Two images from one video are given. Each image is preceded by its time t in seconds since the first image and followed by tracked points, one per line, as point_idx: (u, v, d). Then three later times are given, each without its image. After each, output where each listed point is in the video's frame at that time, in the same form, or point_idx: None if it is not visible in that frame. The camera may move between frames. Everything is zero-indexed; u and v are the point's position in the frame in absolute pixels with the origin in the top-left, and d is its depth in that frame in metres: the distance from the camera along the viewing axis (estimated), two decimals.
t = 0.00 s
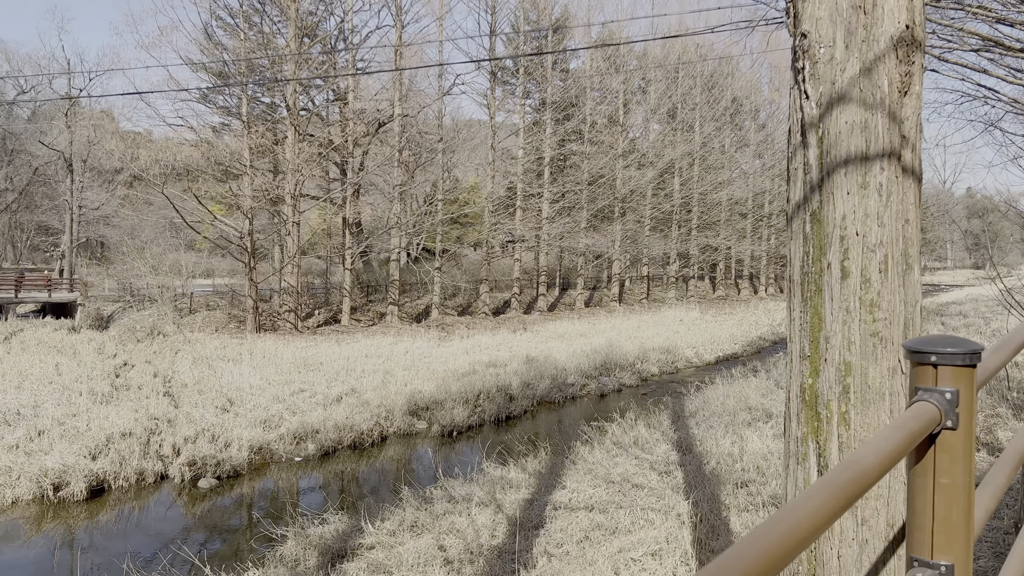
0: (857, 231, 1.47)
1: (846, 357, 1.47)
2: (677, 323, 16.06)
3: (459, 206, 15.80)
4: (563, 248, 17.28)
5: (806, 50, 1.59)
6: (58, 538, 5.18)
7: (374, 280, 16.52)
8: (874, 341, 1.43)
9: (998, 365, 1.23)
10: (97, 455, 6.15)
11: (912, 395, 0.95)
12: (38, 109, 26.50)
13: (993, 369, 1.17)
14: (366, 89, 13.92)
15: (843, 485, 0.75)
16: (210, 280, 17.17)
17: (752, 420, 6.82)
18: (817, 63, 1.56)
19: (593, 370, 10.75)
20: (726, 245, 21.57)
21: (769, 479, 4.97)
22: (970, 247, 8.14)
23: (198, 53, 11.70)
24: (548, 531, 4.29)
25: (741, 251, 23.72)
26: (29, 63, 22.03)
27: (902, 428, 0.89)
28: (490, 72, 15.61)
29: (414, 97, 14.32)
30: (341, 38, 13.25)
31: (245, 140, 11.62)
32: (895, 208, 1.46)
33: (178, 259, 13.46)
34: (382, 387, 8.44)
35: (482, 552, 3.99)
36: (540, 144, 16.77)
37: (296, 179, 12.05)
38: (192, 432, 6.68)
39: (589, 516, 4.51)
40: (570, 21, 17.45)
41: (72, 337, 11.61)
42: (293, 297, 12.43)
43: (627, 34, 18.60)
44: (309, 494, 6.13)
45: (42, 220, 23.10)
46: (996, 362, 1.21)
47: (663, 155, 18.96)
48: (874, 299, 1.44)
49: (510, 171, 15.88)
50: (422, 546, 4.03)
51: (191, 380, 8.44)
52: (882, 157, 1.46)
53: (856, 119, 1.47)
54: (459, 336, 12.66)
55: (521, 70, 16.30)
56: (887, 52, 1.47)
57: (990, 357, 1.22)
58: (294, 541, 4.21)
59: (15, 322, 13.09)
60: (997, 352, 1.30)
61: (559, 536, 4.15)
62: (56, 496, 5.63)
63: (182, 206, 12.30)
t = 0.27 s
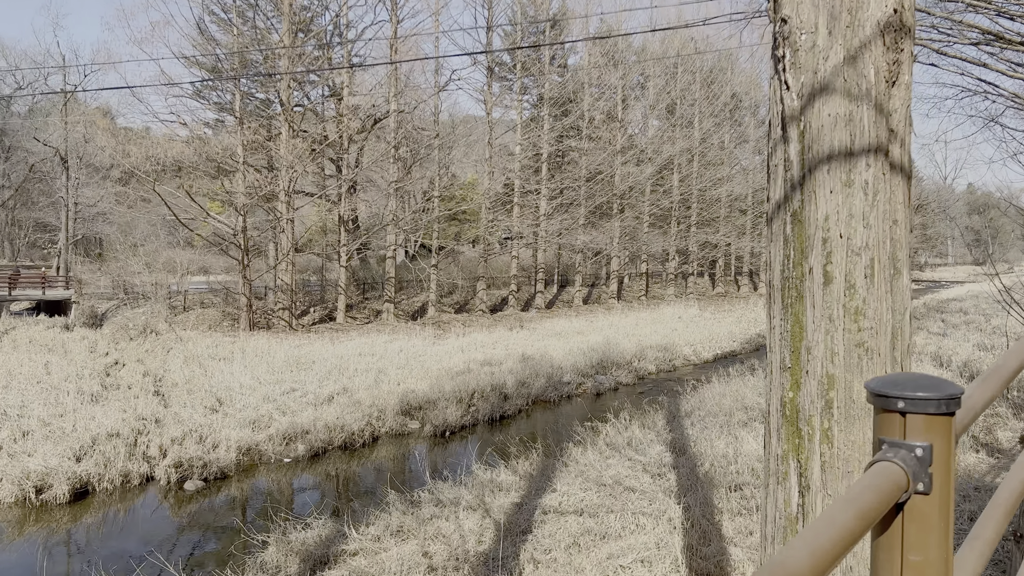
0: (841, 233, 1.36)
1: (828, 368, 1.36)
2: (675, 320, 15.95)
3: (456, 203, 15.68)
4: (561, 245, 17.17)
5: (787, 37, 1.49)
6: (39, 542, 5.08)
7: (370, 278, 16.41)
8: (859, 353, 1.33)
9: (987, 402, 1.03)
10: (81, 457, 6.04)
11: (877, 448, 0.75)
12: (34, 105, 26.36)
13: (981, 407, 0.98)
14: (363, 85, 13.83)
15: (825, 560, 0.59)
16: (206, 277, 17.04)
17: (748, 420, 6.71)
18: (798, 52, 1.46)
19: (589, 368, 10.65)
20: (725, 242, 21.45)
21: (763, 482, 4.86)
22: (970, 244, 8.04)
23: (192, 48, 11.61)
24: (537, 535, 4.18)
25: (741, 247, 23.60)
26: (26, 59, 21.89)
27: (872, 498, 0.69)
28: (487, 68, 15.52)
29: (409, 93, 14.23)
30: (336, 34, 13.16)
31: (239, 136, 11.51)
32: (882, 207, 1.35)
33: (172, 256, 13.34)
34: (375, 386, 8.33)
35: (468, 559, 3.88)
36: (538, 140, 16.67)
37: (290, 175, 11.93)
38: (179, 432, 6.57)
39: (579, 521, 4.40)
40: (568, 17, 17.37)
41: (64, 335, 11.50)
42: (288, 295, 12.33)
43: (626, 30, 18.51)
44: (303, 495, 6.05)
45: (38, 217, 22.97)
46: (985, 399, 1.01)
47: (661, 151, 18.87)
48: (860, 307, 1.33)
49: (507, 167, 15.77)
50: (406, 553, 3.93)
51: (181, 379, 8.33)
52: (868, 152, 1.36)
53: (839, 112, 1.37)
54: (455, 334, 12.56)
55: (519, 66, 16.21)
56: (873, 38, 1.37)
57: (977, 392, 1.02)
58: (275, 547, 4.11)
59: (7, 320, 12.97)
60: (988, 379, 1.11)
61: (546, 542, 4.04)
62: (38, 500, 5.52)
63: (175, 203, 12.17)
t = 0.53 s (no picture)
0: (817, 239, 1.34)
1: (803, 385, 1.35)
2: (673, 320, 15.88)
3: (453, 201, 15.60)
4: (559, 244, 17.09)
5: (760, 27, 1.48)
6: (20, 546, 4.98)
7: (366, 277, 16.32)
8: (836, 368, 1.31)
9: (931, 480, 0.86)
10: (65, 460, 5.95)
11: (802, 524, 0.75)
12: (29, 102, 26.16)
13: (918, 488, 0.81)
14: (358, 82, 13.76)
15: None
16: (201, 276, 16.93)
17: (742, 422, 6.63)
18: (772, 42, 1.45)
19: (585, 368, 10.57)
20: (724, 241, 21.36)
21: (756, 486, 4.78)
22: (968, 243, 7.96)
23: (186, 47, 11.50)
24: (524, 542, 4.10)
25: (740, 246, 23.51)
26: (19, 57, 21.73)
27: None
28: (484, 65, 15.44)
29: (405, 91, 14.14)
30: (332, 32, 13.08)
31: (231, 134, 11.42)
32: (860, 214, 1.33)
33: (167, 256, 13.24)
34: (367, 387, 8.25)
35: (453, 566, 3.80)
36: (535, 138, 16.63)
37: (284, 174, 11.83)
38: (166, 434, 6.49)
39: (566, 527, 4.30)
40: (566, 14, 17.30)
41: (56, 334, 11.40)
42: (282, 295, 12.24)
43: (624, 27, 18.44)
44: (297, 496, 5.98)
45: (32, 216, 22.80)
46: (925, 475, 0.84)
47: (660, 149, 18.78)
48: (837, 320, 1.32)
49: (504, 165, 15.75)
50: (389, 561, 3.85)
51: (172, 380, 8.25)
52: (845, 151, 1.34)
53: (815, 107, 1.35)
54: (451, 333, 12.48)
55: (516, 63, 16.13)
56: (852, 28, 1.35)
57: (915, 468, 0.85)
58: (255, 554, 4.02)
59: None
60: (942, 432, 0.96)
61: (532, 549, 3.94)
62: (20, 503, 5.42)
63: (168, 201, 12.07)
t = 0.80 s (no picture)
0: (780, 246, 1.49)
1: (764, 400, 1.50)
2: (671, 320, 15.79)
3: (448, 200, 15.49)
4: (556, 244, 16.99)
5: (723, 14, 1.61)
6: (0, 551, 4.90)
7: (360, 276, 16.18)
8: (800, 383, 1.46)
9: (839, 556, 0.64)
10: (47, 463, 5.86)
11: None
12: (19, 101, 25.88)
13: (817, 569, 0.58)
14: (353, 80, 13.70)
15: None
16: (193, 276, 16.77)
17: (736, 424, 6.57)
18: (734, 30, 1.58)
19: (579, 369, 10.49)
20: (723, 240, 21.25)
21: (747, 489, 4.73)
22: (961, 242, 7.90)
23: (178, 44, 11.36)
24: (507, 549, 4.01)
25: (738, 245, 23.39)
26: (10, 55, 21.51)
27: None
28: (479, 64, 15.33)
29: (400, 89, 14.05)
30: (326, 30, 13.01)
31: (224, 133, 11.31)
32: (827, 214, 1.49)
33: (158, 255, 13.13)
34: (358, 388, 8.18)
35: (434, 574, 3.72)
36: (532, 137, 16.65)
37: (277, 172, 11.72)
38: (152, 436, 6.41)
39: (552, 534, 4.21)
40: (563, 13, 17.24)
41: (45, 335, 11.24)
42: (275, 295, 12.12)
43: (622, 25, 18.40)
44: (291, 499, 5.95)
45: (22, 216, 22.53)
46: (832, 553, 0.62)
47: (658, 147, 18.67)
48: (801, 332, 1.47)
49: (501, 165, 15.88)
50: (369, 568, 3.77)
51: (160, 381, 8.15)
52: (810, 148, 1.49)
53: (780, 100, 1.50)
54: (446, 334, 12.37)
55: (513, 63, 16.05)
56: (817, 14, 1.50)
57: (820, 542, 0.63)
58: (232, 563, 3.93)
59: None
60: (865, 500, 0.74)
61: (515, 558, 3.85)
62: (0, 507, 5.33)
63: (158, 200, 11.96)
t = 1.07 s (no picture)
0: (743, 262, 1.36)
1: (725, 431, 1.37)
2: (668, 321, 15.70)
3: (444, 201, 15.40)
4: (552, 244, 16.89)
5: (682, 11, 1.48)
6: None
7: (356, 278, 16.09)
8: (765, 415, 1.32)
9: None
10: (30, 469, 5.77)
11: None
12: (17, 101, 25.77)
13: None
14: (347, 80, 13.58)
15: None
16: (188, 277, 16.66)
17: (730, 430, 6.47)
18: (693, 25, 1.44)
19: (575, 372, 10.39)
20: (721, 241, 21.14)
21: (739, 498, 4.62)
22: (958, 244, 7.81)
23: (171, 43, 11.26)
24: (492, 560, 3.93)
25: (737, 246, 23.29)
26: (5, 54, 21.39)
27: None
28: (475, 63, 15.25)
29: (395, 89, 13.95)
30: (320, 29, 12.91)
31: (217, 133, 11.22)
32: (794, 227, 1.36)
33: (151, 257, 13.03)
34: (349, 392, 8.08)
35: None
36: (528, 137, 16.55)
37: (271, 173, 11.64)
38: (138, 441, 6.32)
39: (538, 544, 4.11)
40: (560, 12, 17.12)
41: (36, 337, 11.14)
42: (268, 296, 12.03)
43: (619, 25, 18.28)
44: (283, 503, 5.94)
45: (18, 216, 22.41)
46: None
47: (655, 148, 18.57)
48: (766, 356, 1.33)
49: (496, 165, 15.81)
50: None
51: (149, 385, 8.05)
52: (775, 155, 1.35)
53: (744, 98, 1.36)
54: (441, 336, 12.27)
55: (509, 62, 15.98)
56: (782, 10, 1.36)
57: None
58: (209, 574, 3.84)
59: None
60: None
61: (500, 568, 3.77)
62: None
63: (148, 203, 11.83)
